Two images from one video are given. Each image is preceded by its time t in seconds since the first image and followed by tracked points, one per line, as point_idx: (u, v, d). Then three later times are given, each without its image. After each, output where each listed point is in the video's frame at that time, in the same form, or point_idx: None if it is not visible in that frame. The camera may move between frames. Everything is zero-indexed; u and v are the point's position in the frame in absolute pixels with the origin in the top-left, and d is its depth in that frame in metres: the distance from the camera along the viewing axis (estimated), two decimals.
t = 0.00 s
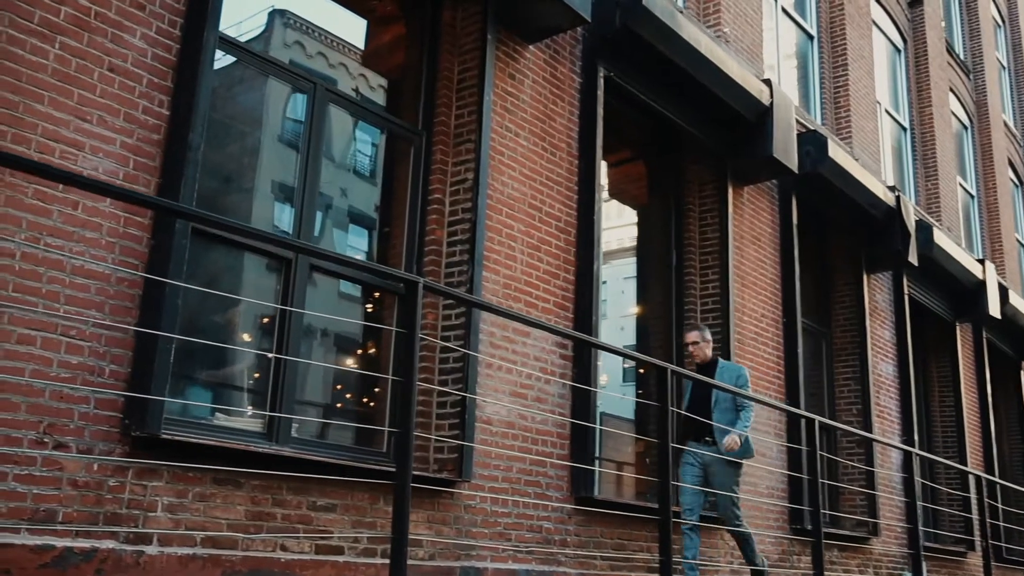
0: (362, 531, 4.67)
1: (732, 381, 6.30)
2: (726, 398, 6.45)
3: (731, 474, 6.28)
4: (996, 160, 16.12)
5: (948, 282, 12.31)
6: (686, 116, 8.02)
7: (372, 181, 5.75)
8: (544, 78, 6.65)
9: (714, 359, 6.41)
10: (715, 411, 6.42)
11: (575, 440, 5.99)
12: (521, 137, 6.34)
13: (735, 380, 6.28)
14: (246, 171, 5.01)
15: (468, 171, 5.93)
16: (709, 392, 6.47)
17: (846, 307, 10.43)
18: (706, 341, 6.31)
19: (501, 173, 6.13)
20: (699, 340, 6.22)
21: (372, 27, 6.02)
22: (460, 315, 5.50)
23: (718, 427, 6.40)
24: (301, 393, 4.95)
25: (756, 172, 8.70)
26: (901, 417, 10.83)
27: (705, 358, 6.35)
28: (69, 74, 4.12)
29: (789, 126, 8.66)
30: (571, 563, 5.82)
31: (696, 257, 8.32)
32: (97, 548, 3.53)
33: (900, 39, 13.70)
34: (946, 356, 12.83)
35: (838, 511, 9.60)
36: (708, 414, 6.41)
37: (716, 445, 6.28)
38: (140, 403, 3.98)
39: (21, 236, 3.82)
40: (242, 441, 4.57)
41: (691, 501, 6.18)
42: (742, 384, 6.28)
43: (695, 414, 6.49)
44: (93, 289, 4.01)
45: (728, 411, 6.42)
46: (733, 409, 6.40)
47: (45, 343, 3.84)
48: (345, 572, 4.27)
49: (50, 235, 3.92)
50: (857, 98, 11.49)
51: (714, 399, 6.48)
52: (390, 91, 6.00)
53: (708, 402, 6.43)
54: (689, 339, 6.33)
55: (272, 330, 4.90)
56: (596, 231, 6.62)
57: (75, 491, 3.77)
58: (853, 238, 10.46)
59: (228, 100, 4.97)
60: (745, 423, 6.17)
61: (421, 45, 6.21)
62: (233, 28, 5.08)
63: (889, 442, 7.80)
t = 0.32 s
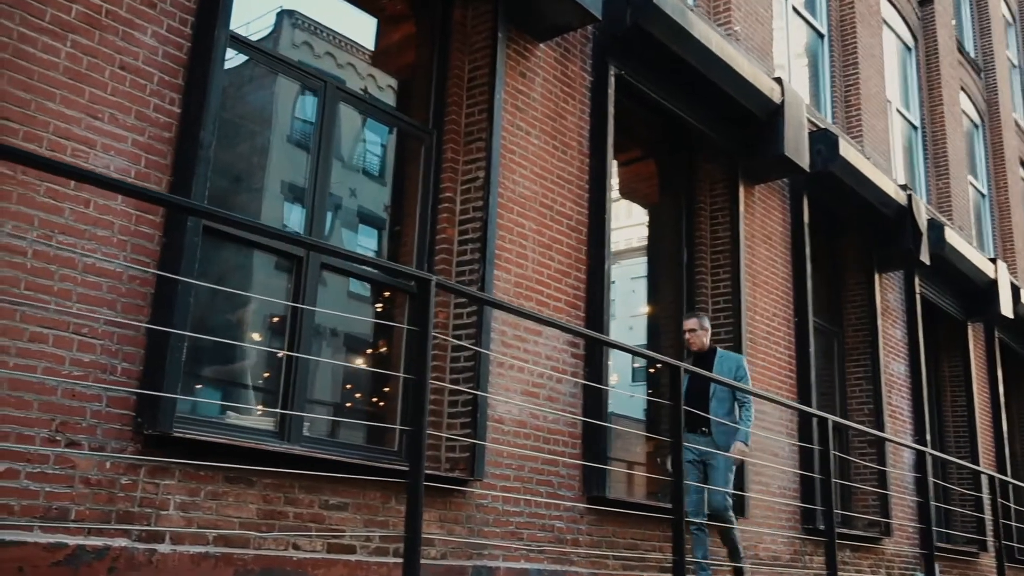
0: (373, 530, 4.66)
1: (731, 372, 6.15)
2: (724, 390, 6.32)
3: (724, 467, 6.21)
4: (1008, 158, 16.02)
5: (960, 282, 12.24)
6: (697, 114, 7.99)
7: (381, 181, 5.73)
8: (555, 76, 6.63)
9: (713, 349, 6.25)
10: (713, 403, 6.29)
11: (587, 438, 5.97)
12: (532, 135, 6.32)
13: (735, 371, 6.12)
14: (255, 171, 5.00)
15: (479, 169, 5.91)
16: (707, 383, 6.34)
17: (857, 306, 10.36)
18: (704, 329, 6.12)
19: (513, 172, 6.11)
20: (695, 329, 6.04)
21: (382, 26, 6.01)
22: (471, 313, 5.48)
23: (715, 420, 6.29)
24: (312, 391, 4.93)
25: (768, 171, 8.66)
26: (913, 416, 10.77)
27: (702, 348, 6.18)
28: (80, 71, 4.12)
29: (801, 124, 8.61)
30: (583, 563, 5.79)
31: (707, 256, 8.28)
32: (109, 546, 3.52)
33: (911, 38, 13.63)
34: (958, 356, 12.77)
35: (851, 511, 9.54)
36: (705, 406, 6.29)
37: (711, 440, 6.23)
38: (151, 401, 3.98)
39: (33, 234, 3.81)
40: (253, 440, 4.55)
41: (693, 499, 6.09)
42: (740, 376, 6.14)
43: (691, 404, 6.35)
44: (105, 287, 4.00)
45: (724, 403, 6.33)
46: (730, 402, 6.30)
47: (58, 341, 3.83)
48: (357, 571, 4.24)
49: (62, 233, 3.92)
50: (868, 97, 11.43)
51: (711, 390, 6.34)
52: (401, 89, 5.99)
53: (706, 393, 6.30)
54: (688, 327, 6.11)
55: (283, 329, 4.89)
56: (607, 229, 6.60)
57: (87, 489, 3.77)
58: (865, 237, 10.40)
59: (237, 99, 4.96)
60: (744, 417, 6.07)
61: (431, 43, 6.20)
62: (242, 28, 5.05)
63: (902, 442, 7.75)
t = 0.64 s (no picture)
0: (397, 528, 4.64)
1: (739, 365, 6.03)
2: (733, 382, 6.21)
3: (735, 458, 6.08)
4: None
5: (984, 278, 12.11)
6: (718, 109, 7.93)
7: (400, 180, 5.70)
8: (576, 72, 6.59)
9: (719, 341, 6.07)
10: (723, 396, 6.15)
11: (610, 436, 5.94)
12: (553, 131, 6.29)
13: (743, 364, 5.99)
14: (276, 170, 4.99)
15: (501, 166, 5.89)
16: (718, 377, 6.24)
17: (880, 304, 10.27)
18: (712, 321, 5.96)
19: (534, 169, 6.08)
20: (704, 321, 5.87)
21: (402, 22, 6.00)
22: (493, 311, 5.45)
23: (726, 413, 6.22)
24: (334, 389, 4.92)
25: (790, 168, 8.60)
26: (937, 414, 10.66)
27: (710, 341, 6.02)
28: (103, 69, 4.12)
29: (823, 120, 8.54)
30: (606, 561, 5.76)
31: (729, 253, 8.22)
32: (135, 544, 3.51)
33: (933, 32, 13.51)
34: (982, 353, 12.65)
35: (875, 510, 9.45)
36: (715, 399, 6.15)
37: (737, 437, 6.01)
38: (174, 399, 3.98)
39: (57, 231, 3.82)
40: (276, 437, 4.54)
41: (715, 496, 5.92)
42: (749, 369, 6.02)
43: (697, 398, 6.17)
44: (129, 284, 4.01)
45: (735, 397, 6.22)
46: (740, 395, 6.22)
47: (82, 339, 3.83)
48: (381, 569, 4.22)
49: (86, 230, 3.92)
50: (890, 92, 11.32)
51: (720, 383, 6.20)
52: (421, 87, 5.98)
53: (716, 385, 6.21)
54: (695, 319, 5.92)
55: (304, 326, 4.88)
56: (628, 225, 6.56)
57: (113, 486, 3.78)
58: (888, 233, 10.31)
59: (258, 99, 4.94)
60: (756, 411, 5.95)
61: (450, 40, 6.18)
62: (261, 28, 5.02)
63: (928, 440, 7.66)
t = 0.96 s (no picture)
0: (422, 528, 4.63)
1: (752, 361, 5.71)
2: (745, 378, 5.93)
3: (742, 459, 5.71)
4: None
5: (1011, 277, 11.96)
6: (742, 106, 7.86)
7: (422, 180, 5.68)
8: (598, 70, 6.56)
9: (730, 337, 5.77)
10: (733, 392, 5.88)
11: (634, 436, 5.89)
12: (576, 129, 6.26)
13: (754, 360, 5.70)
14: (298, 171, 4.97)
15: (524, 164, 5.86)
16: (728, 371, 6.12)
17: (905, 301, 10.16)
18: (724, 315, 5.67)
19: (558, 167, 6.05)
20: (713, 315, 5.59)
21: (424, 21, 5.99)
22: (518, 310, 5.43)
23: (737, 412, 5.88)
24: (358, 389, 4.91)
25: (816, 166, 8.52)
26: (964, 414, 10.54)
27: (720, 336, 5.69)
28: (128, 69, 4.13)
29: (848, 117, 8.45)
30: (631, 561, 5.72)
31: (754, 252, 8.17)
32: (162, 543, 3.51)
33: (957, 28, 13.36)
34: (1010, 352, 12.50)
35: (902, 510, 9.35)
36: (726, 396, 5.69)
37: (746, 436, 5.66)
38: (199, 398, 3.98)
39: (84, 231, 3.83)
40: (302, 436, 4.53)
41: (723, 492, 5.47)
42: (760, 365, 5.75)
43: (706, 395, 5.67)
44: (155, 284, 4.01)
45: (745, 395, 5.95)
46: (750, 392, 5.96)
47: (109, 338, 3.84)
48: (406, 570, 4.21)
49: (112, 230, 3.93)
50: (915, 89, 11.20)
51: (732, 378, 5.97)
52: (444, 85, 5.96)
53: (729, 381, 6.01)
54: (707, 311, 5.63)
55: (328, 325, 4.87)
56: (652, 224, 6.52)
57: (139, 485, 3.78)
58: (913, 232, 10.20)
59: (280, 99, 4.92)
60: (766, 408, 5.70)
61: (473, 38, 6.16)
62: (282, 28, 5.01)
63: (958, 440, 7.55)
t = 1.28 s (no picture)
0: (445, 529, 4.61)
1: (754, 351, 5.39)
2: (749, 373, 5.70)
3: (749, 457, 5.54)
4: None
5: None
6: (767, 106, 7.79)
7: (444, 180, 5.64)
8: (623, 69, 6.53)
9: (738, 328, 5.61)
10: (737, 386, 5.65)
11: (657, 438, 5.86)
12: (601, 129, 6.23)
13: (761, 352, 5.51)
14: (322, 171, 4.97)
15: (548, 164, 5.84)
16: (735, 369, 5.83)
17: (931, 302, 10.05)
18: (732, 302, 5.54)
19: (583, 166, 6.03)
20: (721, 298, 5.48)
21: (449, 21, 5.99)
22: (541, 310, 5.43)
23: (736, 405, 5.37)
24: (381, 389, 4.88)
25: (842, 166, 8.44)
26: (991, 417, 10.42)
27: (728, 324, 5.56)
28: (156, 69, 4.14)
29: (875, 117, 8.36)
30: (655, 563, 5.69)
31: (779, 253, 8.10)
32: (187, 542, 3.51)
33: (984, 27, 13.21)
34: None
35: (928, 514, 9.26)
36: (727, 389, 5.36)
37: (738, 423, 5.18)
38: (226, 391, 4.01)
39: (111, 230, 3.84)
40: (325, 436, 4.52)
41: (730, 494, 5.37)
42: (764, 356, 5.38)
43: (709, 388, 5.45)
44: (181, 283, 4.02)
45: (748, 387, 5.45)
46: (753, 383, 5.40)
47: (136, 337, 3.86)
48: (430, 570, 4.20)
49: (139, 230, 3.94)
50: (943, 88, 11.08)
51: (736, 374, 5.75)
52: (467, 85, 5.95)
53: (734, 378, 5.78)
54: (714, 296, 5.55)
55: (351, 325, 4.87)
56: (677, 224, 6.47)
57: (165, 484, 3.80)
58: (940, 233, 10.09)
59: (305, 99, 4.92)
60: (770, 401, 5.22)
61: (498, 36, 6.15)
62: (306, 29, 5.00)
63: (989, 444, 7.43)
